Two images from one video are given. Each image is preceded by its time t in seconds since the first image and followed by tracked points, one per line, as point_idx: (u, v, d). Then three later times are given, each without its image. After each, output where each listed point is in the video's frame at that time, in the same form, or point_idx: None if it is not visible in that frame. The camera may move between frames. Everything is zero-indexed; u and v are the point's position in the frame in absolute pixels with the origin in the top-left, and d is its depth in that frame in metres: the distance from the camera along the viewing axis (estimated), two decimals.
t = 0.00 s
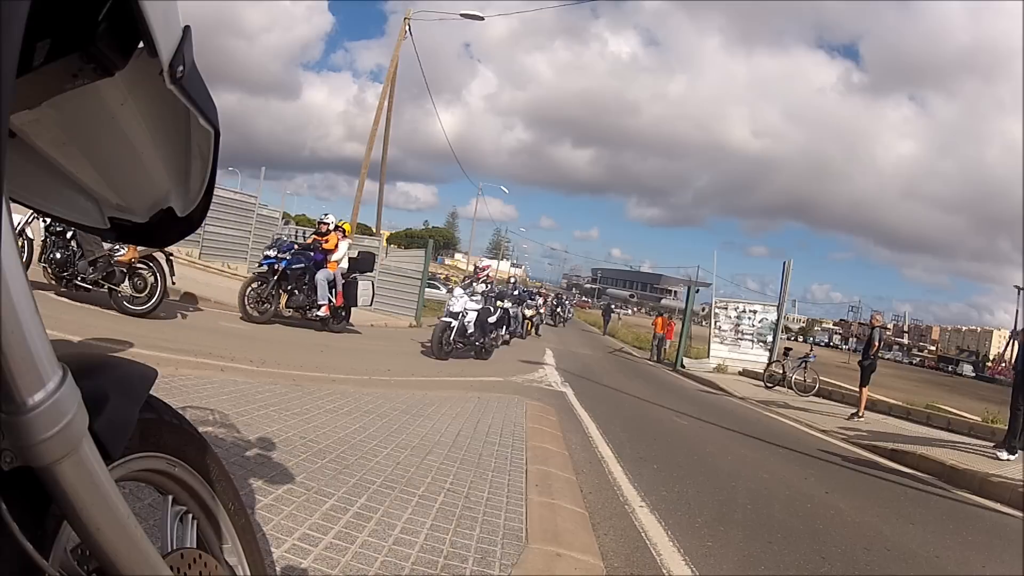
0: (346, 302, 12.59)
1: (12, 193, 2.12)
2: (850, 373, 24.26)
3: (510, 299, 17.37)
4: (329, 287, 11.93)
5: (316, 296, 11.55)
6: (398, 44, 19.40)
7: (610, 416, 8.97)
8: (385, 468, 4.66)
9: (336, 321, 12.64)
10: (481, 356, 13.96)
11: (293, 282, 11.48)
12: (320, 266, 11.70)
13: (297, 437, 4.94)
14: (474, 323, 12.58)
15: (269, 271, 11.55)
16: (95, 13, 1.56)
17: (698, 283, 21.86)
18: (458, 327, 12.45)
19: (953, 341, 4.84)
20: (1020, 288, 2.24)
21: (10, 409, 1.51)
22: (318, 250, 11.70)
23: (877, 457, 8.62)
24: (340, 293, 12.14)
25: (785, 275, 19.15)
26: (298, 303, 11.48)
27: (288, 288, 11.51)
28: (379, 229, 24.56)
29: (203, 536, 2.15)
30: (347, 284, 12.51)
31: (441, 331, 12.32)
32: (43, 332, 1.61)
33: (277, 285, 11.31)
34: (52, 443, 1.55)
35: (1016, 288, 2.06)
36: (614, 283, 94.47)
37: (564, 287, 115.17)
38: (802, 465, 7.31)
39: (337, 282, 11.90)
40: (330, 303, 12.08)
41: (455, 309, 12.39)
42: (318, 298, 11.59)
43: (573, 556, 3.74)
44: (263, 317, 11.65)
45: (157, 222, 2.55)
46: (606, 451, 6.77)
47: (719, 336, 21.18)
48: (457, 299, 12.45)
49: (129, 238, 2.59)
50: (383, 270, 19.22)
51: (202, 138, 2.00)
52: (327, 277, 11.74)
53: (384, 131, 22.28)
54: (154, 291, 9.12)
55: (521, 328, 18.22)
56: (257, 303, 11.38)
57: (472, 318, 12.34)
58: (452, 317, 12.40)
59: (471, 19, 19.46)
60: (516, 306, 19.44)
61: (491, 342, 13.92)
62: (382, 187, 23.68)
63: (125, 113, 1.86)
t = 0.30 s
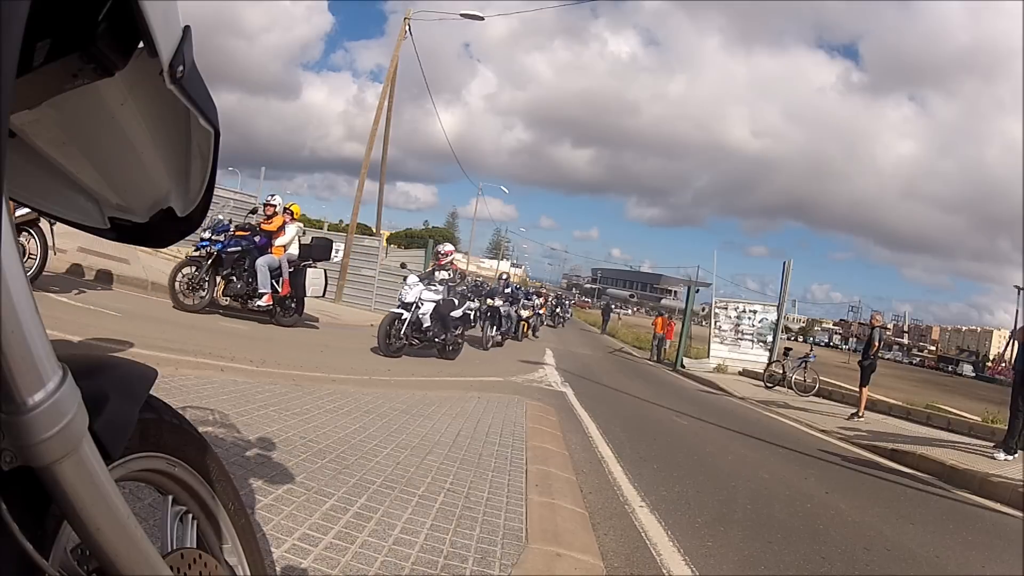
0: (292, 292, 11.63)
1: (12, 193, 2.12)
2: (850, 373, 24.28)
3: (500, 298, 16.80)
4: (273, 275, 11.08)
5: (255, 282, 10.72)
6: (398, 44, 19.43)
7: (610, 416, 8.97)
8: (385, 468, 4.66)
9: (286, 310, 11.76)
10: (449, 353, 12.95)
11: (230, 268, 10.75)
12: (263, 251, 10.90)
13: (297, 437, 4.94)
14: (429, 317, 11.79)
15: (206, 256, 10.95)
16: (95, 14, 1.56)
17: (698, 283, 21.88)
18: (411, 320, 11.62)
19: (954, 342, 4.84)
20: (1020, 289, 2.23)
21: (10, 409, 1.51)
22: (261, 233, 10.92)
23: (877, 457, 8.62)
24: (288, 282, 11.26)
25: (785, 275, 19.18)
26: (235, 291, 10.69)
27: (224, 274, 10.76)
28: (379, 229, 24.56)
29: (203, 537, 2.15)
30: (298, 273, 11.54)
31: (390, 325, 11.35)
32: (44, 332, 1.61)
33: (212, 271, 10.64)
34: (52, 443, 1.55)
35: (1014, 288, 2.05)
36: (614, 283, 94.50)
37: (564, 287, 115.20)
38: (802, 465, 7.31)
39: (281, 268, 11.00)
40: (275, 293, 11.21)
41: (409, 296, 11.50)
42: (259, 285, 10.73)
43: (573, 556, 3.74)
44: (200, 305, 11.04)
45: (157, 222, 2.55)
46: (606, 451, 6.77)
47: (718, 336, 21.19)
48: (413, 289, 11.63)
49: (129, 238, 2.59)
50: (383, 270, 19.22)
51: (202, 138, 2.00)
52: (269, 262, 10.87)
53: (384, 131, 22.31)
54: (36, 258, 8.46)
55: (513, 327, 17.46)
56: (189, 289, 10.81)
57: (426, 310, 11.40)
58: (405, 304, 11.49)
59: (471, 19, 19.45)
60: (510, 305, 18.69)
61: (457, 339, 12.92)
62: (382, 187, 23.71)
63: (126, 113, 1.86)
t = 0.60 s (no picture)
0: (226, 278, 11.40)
1: (12, 193, 2.12)
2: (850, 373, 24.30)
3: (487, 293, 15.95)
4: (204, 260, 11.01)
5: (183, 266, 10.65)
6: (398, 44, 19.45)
7: (610, 416, 8.97)
8: (385, 468, 4.66)
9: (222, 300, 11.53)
10: (398, 353, 11.50)
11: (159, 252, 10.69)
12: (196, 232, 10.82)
13: (296, 437, 4.94)
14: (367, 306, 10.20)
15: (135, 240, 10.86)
16: (95, 14, 1.56)
17: (698, 283, 21.88)
18: (346, 310, 10.20)
19: (953, 341, 4.84)
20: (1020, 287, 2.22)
21: (10, 409, 1.51)
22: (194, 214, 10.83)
23: (877, 457, 8.63)
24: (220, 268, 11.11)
25: (785, 274, 19.21)
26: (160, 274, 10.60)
27: (151, 257, 10.72)
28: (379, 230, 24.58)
29: (203, 537, 2.15)
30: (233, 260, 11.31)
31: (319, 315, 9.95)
32: (44, 332, 1.61)
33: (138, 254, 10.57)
34: (53, 443, 1.55)
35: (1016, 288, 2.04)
36: (614, 283, 94.50)
37: (564, 287, 115.27)
38: (802, 465, 7.31)
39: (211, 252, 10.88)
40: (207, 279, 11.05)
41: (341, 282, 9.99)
42: (186, 269, 10.65)
43: (573, 556, 3.74)
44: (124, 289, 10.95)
45: (157, 222, 2.55)
46: (606, 451, 6.77)
47: (718, 336, 21.20)
48: (347, 273, 10.11)
49: (129, 237, 2.59)
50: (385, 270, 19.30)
51: (202, 138, 2.00)
52: (199, 245, 10.79)
53: (384, 131, 22.31)
54: None
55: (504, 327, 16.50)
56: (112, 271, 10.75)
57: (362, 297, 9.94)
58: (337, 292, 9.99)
59: (471, 19, 19.44)
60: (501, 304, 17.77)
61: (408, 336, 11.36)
62: (382, 187, 23.72)
63: (125, 113, 1.86)
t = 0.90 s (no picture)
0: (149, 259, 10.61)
1: (12, 193, 2.12)
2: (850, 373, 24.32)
3: (468, 288, 14.60)
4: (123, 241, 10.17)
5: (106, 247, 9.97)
6: (398, 44, 19.49)
7: (610, 416, 8.97)
8: (386, 469, 4.66)
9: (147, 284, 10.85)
10: (334, 347, 10.41)
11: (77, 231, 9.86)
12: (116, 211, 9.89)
13: (296, 437, 4.94)
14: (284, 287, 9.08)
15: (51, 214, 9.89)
16: (95, 14, 1.56)
17: (698, 283, 21.89)
18: (260, 293, 9.13)
19: (953, 341, 4.84)
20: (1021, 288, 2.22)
21: (10, 409, 1.51)
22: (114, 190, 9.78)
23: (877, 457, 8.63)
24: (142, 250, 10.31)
25: (785, 274, 19.24)
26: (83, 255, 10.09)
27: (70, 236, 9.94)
28: (379, 230, 24.58)
29: (203, 537, 2.15)
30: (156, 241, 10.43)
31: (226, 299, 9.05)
32: (44, 331, 1.61)
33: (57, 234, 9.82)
34: (53, 443, 1.55)
35: (1015, 287, 2.05)
36: (614, 283, 94.52)
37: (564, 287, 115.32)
38: (802, 465, 7.31)
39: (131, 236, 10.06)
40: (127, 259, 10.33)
41: (255, 261, 8.96)
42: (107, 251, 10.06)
43: (573, 556, 3.74)
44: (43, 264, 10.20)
45: (157, 222, 2.55)
46: (606, 451, 6.77)
47: (718, 336, 21.20)
48: (263, 250, 9.11)
49: (129, 238, 2.59)
50: (384, 270, 19.25)
51: (202, 138, 2.00)
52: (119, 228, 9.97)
53: (384, 130, 22.31)
54: None
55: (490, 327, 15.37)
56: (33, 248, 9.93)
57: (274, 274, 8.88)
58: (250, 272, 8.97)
59: (471, 19, 19.43)
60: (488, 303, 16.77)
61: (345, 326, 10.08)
62: (382, 187, 23.72)
63: (126, 113, 1.86)
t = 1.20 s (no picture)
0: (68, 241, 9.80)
1: (11, 192, 2.12)
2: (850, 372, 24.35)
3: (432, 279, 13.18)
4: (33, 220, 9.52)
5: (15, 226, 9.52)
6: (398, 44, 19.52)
7: (610, 416, 8.97)
8: (386, 469, 4.66)
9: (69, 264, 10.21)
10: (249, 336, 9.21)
11: None
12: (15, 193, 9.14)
13: (297, 437, 4.94)
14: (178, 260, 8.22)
15: None
16: (95, 14, 1.56)
17: (698, 283, 21.91)
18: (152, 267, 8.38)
19: (953, 341, 4.85)
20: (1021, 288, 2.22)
21: (10, 409, 1.51)
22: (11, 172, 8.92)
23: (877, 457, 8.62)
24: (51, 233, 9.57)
25: (785, 274, 19.28)
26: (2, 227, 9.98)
27: None
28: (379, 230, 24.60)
29: (203, 537, 2.15)
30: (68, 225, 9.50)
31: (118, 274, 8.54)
32: (43, 331, 1.61)
33: None
34: (52, 443, 1.55)
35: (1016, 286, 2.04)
36: (614, 283, 94.55)
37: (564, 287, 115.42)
38: (802, 465, 7.31)
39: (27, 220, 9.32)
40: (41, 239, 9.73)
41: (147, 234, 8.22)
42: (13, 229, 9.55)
43: (573, 556, 3.74)
44: None
45: (156, 222, 2.55)
46: (606, 451, 6.78)
47: (718, 336, 21.21)
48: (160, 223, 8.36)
49: (129, 238, 2.59)
50: (384, 270, 19.29)
51: (202, 138, 2.00)
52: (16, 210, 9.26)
53: (384, 130, 22.30)
54: None
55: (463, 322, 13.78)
56: None
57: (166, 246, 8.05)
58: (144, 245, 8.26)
59: (471, 19, 19.42)
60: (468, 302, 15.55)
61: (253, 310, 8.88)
62: (382, 187, 23.73)
63: (125, 113, 1.86)
